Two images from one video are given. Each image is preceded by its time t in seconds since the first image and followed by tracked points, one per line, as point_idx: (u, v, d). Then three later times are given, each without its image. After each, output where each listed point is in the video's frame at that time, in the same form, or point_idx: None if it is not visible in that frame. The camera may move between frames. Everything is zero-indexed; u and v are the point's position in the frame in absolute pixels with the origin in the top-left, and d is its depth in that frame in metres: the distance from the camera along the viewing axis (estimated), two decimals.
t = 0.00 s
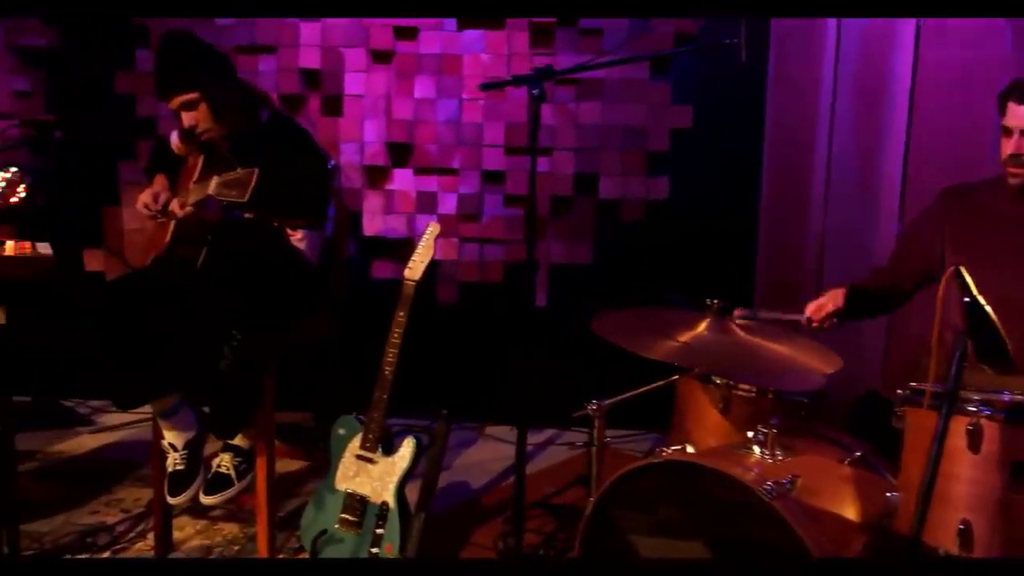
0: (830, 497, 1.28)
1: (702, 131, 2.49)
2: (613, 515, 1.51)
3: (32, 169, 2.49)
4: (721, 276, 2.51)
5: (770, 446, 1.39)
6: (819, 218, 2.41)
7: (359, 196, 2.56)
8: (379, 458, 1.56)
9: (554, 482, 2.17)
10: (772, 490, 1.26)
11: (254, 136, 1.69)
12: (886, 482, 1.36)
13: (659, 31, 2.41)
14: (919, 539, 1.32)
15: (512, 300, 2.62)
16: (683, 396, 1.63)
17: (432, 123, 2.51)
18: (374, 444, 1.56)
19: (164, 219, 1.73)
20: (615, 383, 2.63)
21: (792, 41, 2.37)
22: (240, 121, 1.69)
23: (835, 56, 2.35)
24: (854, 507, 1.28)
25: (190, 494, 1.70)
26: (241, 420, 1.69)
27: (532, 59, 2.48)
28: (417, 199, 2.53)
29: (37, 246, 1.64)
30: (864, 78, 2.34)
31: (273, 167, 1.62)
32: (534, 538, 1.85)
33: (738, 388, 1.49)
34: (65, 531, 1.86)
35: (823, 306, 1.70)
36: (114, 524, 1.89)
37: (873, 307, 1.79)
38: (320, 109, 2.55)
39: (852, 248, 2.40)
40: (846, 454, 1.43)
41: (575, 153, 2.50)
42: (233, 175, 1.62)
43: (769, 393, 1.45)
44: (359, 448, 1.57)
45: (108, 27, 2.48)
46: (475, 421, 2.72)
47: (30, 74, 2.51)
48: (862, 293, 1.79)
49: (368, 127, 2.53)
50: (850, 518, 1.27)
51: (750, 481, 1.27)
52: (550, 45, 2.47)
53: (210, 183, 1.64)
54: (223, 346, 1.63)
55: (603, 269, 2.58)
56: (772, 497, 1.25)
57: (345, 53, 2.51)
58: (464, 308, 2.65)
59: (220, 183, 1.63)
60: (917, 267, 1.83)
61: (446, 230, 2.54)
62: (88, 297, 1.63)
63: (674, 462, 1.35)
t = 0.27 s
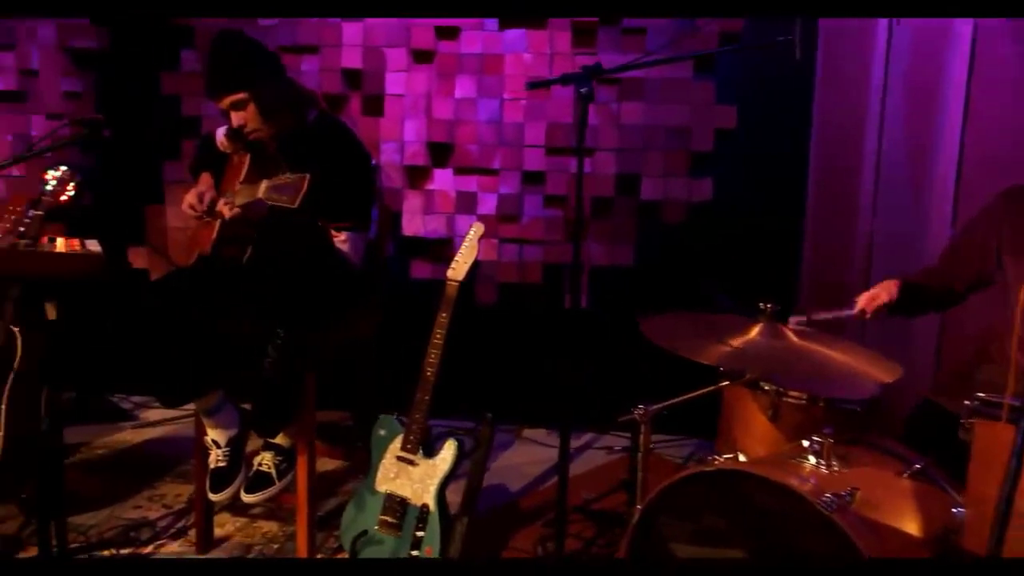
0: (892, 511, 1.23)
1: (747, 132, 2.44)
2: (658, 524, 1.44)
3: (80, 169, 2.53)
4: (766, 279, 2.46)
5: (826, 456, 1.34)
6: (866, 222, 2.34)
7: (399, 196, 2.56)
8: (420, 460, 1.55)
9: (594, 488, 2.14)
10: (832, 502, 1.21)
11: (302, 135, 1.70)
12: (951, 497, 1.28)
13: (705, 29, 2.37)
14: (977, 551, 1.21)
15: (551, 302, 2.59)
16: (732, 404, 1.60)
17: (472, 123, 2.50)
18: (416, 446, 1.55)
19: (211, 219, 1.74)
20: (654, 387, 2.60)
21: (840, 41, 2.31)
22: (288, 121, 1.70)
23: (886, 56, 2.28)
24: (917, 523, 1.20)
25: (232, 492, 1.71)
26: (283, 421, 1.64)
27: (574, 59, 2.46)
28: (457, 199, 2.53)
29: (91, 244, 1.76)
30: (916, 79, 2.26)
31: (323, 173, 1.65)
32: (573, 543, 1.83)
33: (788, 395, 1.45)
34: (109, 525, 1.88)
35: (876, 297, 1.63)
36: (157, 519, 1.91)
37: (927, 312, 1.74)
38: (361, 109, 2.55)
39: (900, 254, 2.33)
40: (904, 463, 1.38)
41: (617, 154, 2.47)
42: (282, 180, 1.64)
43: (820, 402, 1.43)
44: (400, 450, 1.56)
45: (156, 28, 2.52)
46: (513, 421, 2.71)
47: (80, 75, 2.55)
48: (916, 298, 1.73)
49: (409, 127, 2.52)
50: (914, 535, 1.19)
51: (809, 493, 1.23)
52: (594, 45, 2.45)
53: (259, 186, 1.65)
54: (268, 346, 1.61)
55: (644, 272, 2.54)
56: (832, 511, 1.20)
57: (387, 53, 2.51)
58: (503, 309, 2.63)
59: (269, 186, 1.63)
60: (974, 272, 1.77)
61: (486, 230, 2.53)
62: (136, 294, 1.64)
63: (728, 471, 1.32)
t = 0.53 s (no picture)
0: (963, 536, 1.16)
1: (796, 134, 2.37)
2: (709, 540, 1.43)
3: (129, 171, 2.57)
4: (815, 286, 2.39)
5: (887, 476, 1.28)
6: (922, 227, 2.24)
7: (440, 199, 2.55)
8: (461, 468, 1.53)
9: (637, 498, 2.10)
10: (897, 526, 1.16)
11: (350, 139, 1.72)
12: None
13: (754, 30, 2.30)
14: None
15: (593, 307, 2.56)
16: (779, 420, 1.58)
17: (515, 125, 2.47)
18: (457, 454, 1.53)
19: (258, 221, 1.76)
20: (698, 395, 2.54)
21: (896, 40, 2.22)
22: (335, 124, 1.71)
23: (946, 55, 2.19)
24: (988, 547, 1.14)
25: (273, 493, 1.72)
26: (326, 425, 1.63)
27: (619, 60, 2.42)
28: (498, 202, 2.50)
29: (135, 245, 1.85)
30: (976, 80, 2.17)
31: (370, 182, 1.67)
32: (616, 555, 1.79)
33: (843, 407, 1.40)
34: (153, 524, 1.90)
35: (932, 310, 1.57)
36: (200, 519, 1.92)
37: (993, 323, 1.65)
38: (403, 111, 2.54)
39: (958, 261, 2.23)
40: (972, 487, 1.31)
41: (662, 157, 2.42)
42: (334, 193, 1.60)
43: (877, 415, 1.37)
44: (441, 457, 1.54)
45: (204, 33, 2.55)
46: (553, 427, 2.67)
47: (130, 79, 2.59)
48: (984, 308, 1.64)
49: (451, 129, 2.51)
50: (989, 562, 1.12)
51: (872, 516, 1.18)
52: (639, 46, 2.40)
53: (309, 196, 1.62)
54: (310, 350, 1.61)
55: (689, 277, 2.49)
56: (897, 535, 1.15)
57: (430, 55, 2.49)
58: (544, 313, 2.60)
59: (319, 199, 1.60)
60: None
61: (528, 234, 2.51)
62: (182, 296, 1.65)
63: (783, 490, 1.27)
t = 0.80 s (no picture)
0: None
1: (848, 136, 2.28)
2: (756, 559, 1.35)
3: (173, 177, 2.59)
4: (867, 293, 2.30)
5: (954, 502, 1.21)
6: (982, 230, 2.18)
7: (480, 204, 2.52)
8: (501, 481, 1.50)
9: (680, 512, 2.06)
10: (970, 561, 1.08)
11: (390, 145, 1.70)
12: None
13: (806, 28, 2.22)
14: None
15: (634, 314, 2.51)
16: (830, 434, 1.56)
17: (556, 128, 2.44)
18: (497, 466, 1.50)
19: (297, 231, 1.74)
20: (742, 404, 2.48)
21: (954, 42, 2.16)
22: (375, 130, 1.68)
23: (1009, 53, 2.12)
24: None
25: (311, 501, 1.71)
26: (364, 434, 1.62)
27: (662, 61, 2.36)
28: (539, 207, 2.47)
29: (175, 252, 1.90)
30: None
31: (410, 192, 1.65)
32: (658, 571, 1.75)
33: (901, 426, 1.35)
34: (193, 530, 1.91)
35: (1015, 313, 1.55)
36: (238, 525, 1.92)
37: None
38: (443, 115, 2.52)
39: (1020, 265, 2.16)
40: None
41: (706, 160, 2.36)
42: (381, 207, 1.53)
43: (939, 435, 1.31)
44: (480, 469, 1.51)
45: (247, 40, 2.57)
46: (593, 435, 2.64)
47: (175, 86, 2.62)
48: None
49: (491, 133, 2.48)
50: None
51: (942, 548, 1.10)
52: (683, 47, 2.35)
53: (353, 210, 1.55)
54: (350, 361, 1.61)
55: (734, 284, 2.42)
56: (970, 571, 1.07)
57: (470, 59, 2.46)
58: (585, 320, 2.56)
59: (366, 213, 1.53)
60: None
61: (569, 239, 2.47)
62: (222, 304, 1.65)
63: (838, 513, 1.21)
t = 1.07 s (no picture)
0: None
1: (898, 138, 2.21)
2: None
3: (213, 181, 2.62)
4: (917, 301, 2.23)
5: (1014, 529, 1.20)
6: None
7: (517, 209, 2.49)
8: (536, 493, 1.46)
9: (720, 526, 2.01)
10: None
11: (419, 152, 1.65)
12: None
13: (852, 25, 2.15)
14: None
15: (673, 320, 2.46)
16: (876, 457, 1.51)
17: (594, 132, 2.40)
18: (532, 478, 1.47)
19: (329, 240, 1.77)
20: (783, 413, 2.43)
21: (1016, 39, 2.06)
22: (405, 139, 1.64)
23: None
24: None
25: (346, 508, 1.70)
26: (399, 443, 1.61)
27: (703, 63, 2.31)
28: (577, 211, 2.44)
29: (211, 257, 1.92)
30: None
31: (441, 196, 1.60)
32: None
33: (957, 445, 1.33)
34: (229, 534, 1.92)
35: None
36: (272, 530, 1.92)
37: None
38: (479, 119, 2.50)
39: None
40: None
41: (749, 164, 2.30)
42: (405, 211, 1.52)
43: (996, 455, 1.29)
44: (515, 481, 1.48)
45: (287, 45, 2.58)
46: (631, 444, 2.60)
47: (215, 91, 2.65)
48: None
49: (528, 137, 2.44)
50: None
51: None
52: (725, 47, 2.29)
53: (379, 217, 1.55)
54: (383, 370, 1.58)
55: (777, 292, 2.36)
56: None
57: (507, 61, 2.43)
58: (622, 326, 2.52)
59: (391, 217, 1.53)
60: None
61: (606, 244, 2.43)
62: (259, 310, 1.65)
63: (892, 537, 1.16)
